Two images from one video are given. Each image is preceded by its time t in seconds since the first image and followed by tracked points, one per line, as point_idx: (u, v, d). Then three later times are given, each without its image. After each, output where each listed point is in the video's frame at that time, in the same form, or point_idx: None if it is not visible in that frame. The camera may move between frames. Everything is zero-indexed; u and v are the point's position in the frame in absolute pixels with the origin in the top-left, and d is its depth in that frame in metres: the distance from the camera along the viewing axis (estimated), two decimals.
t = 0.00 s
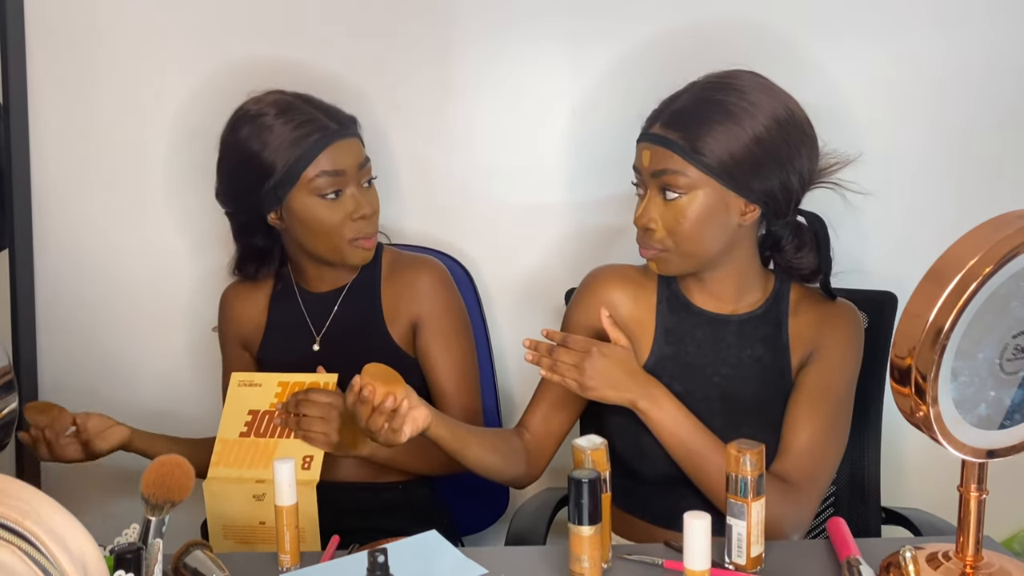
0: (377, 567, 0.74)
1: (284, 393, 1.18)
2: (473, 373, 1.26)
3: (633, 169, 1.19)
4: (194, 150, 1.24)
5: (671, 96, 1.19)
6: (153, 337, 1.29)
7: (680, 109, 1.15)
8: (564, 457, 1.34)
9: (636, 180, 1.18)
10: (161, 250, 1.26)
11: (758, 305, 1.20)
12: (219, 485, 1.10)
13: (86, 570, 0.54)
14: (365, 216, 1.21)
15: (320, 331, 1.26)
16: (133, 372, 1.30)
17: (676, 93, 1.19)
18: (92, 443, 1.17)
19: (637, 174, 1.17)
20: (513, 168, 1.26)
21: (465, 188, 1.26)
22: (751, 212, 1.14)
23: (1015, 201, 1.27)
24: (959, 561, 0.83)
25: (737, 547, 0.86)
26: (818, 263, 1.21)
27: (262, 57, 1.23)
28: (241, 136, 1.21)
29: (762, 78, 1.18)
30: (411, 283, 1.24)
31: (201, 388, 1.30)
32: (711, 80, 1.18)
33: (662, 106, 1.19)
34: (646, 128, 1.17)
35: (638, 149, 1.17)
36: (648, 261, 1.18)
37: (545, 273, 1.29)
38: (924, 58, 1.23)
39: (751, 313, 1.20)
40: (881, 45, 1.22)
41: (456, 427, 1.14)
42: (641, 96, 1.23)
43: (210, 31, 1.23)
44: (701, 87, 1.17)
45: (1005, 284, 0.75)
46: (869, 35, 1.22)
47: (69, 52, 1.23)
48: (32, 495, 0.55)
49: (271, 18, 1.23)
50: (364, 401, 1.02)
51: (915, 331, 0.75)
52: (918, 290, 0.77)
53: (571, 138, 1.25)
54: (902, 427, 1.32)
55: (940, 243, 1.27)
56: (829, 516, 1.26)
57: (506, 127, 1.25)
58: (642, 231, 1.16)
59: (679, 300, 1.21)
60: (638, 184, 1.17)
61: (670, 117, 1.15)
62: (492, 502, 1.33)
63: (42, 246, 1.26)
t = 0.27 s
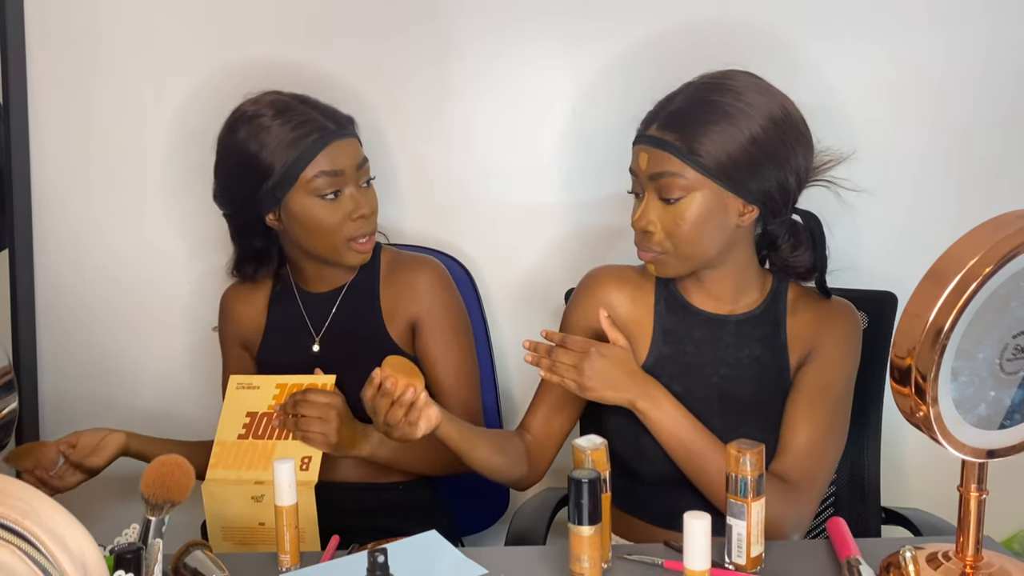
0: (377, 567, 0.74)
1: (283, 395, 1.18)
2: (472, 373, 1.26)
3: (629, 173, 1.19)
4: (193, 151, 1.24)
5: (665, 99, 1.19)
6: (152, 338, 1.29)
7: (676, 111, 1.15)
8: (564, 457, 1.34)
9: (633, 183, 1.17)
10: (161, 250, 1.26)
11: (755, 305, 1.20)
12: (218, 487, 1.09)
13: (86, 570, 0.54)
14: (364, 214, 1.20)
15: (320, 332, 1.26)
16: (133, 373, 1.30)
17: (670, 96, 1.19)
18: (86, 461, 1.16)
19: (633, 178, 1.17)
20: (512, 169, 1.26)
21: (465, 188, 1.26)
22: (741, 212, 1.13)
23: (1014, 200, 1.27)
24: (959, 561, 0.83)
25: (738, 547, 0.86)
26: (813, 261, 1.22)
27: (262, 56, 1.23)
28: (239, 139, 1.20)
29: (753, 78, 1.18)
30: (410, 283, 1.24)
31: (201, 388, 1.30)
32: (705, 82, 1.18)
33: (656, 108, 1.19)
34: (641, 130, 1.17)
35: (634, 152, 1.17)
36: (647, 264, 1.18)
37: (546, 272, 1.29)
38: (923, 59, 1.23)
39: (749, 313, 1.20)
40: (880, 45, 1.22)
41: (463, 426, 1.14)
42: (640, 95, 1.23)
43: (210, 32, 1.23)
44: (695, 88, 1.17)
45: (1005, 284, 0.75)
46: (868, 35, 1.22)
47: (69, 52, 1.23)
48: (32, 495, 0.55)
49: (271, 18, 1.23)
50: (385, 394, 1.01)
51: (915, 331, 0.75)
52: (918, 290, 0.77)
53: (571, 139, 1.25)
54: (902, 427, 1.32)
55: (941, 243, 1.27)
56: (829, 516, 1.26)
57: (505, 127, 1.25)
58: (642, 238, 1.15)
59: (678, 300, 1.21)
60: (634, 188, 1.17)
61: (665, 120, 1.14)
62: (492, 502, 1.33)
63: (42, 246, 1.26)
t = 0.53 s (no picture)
0: (377, 567, 0.74)
1: (283, 394, 1.18)
2: (472, 373, 1.26)
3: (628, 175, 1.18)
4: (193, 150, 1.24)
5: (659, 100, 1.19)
6: (152, 337, 1.29)
7: (680, 112, 1.14)
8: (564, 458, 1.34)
9: (636, 186, 1.17)
10: (161, 250, 1.26)
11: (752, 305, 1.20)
12: (218, 487, 1.09)
13: (86, 569, 0.54)
14: (359, 216, 1.21)
15: (317, 332, 1.26)
16: (132, 373, 1.30)
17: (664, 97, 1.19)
18: (83, 485, 1.15)
19: (637, 180, 1.16)
20: (512, 168, 1.26)
21: (465, 188, 1.26)
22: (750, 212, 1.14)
23: (1014, 200, 1.27)
24: (959, 561, 0.83)
25: (738, 547, 0.86)
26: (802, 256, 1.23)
27: (262, 56, 1.23)
28: (233, 140, 1.21)
29: (744, 76, 1.19)
30: (408, 283, 1.24)
31: (201, 388, 1.30)
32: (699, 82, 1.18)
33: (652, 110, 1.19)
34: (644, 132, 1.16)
35: (638, 155, 1.16)
36: (653, 269, 1.19)
37: (546, 272, 1.29)
38: (923, 59, 1.23)
39: (747, 313, 1.20)
40: (880, 45, 1.22)
41: (474, 422, 1.15)
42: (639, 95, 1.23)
43: (211, 32, 1.23)
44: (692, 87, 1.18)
45: (1005, 284, 0.75)
46: (868, 35, 1.22)
47: (69, 52, 1.23)
48: (32, 495, 0.55)
49: (271, 19, 1.23)
50: (417, 381, 1.01)
51: (915, 331, 0.75)
52: (918, 290, 0.77)
53: (571, 139, 1.25)
54: (902, 427, 1.32)
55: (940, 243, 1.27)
56: (829, 516, 1.26)
57: (505, 127, 1.25)
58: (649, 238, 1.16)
59: (677, 300, 1.21)
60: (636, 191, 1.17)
61: (669, 122, 1.14)
62: (492, 502, 1.33)
63: (42, 246, 1.27)
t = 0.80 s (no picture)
0: (377, 567, 0.74)
1: (278, 395, 1.18)
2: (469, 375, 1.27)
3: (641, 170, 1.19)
4: (192, 150, 1.24)
5: (663, 97, 1.20)
6: (152, 338, 1.29)
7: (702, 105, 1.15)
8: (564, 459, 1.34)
9: (656, 181, 1.16)
10: (160, 250, 1.26)
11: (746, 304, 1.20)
12: (215, 489, 1.09)
13: (86, 570, 0.54)
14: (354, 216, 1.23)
15: (314, 333, 1.27)
16: (132, 373, 1.29)
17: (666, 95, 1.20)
18: (87, 492, 1.16)
19: (660, 174, 1.16)
20: (512, 168, 1.26)
21: (466, 189, 1.26)
22: (758, 208, 1.17)
23: (1013, 200, 1.27)
24: (959, 561, 0.83)
25: (737, 547, 0.86)
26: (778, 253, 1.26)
27: (262, 57, 1.23)
28: (230, 136, 1.22)
29: (731, 75, 1.20)
30: (403, 284, 1.26)
31: (201, 389, 1.30)
32: (703, 80, 1.19)
33: (657, 108, 1.19)
34: (663, 126, 1.16)
35: (663, 149, 1.16)
36: (672, 268, 1.19)
37: (547, 272, 1.29)
38: (924, 59, 1.23)
39: (742, 313, 1.20)
40: (880, 45, 1.22)
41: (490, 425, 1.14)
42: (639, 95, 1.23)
43: (210, 32, 1.23)
44: (695, 83, 1.19)
45: (1005, 284, 0.75)
46: (868, 35, 1.22)
47: (68, 52, 1.23)
48: (32, 495, 0.55)
49: (271, 18, 1.23)
50: (447, 377, 1.01)
51: (915, 331, 0.75)
52: (918, 290, 0.77)
53: (572, 138, 1.25)
54: (902, 427, 1.32)
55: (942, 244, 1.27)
56: (829, 516, 1.26)
57: (506, 127, 1.25)
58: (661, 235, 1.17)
59: (673, 302, 1.21)
60: (656, 187, 1.17)
61: (694, 115, 1.15)
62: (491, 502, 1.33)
63: (42, 246, 1.27)
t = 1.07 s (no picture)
0: (377, 567, 0.74)
1: (273, 395, 1.23)
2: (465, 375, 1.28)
3: (648, 163, 1.19)
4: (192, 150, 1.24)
5: (660, 87, 1.20)
6: (151, 338, 1.29)
7: (718, 100, 1.18)
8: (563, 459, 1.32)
9: (674, 173, 1.18)
10: (160, 250, 1.26)
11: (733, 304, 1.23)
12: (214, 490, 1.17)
13: (86, 569, 0.55)
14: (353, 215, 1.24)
15: (310, 333, 1.28)
16: (132, 374, 1.29)
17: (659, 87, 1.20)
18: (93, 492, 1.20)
19: (680, 166, 1.17)
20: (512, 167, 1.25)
21: (466, 189, 1.25)
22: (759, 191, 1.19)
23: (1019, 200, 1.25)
24: (959, 561, 0.83)
25: (738, 547, 0.86)
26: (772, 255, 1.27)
27: (263, 57, 1.23)
28: (222, 140, 1.23)
29: (718, 69, 1.20)
30: (401, 281, 1.27)
31: (200, 389, 1.30)
32: (697, 74, 1.19)
33: (654, 102, 1.19)
34: (675, 116, 1.17)
35: (683, 140, 1.17)
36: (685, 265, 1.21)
37: (547, 272, 1.26)
38: (928, 57, 1.21)
39: (731, 310, 1.23)
40: (884, 43, 1.21)
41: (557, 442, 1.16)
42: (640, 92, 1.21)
43: (211, 33, 1.23)
44: (688, 80, 1.19)
45: (1004, 284, 0.75)
46: (870, 34, 1.20)
47: (68, 53, 1.23)
48: (32, 495, 0.55)
49: (271, 19, 1.23)
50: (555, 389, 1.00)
51: (915, 331, 0.75)
52: (918, 290, 0.77)
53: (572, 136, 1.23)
54: (902, 427, 1.32)
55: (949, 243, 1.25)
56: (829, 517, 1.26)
57: (505, 126, 1.24)
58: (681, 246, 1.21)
59: (661, 303, 1.24)
60: (673, 180, 1.18)
61: (708, 107, 1.17)
62: (491, 505, 1.32)
63: (42, 247, 1.27)
